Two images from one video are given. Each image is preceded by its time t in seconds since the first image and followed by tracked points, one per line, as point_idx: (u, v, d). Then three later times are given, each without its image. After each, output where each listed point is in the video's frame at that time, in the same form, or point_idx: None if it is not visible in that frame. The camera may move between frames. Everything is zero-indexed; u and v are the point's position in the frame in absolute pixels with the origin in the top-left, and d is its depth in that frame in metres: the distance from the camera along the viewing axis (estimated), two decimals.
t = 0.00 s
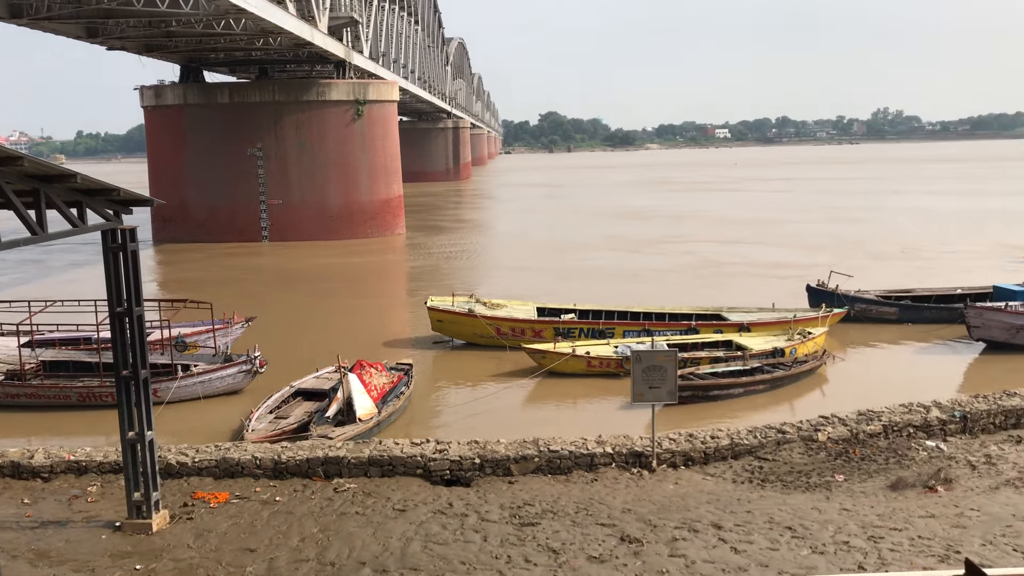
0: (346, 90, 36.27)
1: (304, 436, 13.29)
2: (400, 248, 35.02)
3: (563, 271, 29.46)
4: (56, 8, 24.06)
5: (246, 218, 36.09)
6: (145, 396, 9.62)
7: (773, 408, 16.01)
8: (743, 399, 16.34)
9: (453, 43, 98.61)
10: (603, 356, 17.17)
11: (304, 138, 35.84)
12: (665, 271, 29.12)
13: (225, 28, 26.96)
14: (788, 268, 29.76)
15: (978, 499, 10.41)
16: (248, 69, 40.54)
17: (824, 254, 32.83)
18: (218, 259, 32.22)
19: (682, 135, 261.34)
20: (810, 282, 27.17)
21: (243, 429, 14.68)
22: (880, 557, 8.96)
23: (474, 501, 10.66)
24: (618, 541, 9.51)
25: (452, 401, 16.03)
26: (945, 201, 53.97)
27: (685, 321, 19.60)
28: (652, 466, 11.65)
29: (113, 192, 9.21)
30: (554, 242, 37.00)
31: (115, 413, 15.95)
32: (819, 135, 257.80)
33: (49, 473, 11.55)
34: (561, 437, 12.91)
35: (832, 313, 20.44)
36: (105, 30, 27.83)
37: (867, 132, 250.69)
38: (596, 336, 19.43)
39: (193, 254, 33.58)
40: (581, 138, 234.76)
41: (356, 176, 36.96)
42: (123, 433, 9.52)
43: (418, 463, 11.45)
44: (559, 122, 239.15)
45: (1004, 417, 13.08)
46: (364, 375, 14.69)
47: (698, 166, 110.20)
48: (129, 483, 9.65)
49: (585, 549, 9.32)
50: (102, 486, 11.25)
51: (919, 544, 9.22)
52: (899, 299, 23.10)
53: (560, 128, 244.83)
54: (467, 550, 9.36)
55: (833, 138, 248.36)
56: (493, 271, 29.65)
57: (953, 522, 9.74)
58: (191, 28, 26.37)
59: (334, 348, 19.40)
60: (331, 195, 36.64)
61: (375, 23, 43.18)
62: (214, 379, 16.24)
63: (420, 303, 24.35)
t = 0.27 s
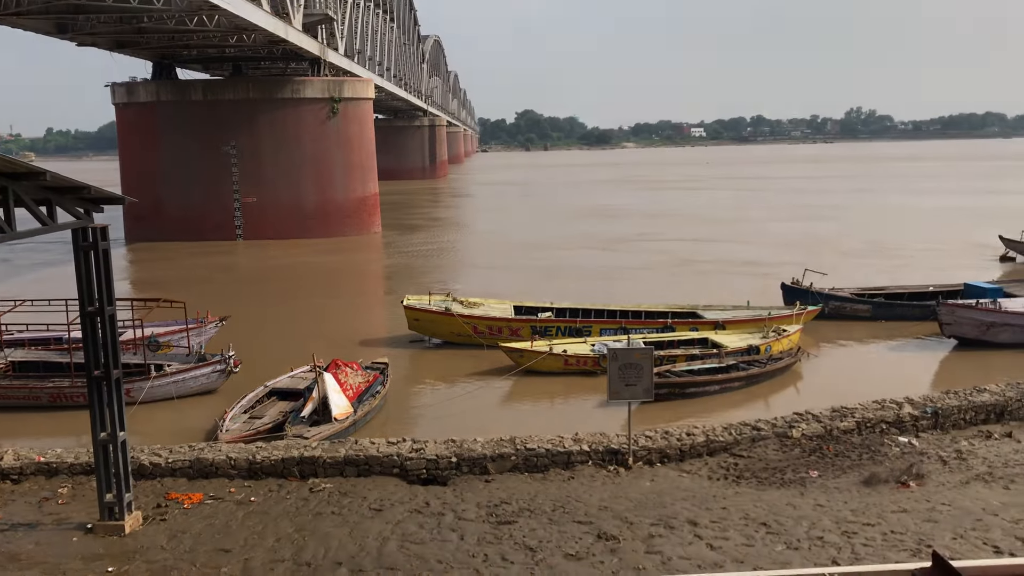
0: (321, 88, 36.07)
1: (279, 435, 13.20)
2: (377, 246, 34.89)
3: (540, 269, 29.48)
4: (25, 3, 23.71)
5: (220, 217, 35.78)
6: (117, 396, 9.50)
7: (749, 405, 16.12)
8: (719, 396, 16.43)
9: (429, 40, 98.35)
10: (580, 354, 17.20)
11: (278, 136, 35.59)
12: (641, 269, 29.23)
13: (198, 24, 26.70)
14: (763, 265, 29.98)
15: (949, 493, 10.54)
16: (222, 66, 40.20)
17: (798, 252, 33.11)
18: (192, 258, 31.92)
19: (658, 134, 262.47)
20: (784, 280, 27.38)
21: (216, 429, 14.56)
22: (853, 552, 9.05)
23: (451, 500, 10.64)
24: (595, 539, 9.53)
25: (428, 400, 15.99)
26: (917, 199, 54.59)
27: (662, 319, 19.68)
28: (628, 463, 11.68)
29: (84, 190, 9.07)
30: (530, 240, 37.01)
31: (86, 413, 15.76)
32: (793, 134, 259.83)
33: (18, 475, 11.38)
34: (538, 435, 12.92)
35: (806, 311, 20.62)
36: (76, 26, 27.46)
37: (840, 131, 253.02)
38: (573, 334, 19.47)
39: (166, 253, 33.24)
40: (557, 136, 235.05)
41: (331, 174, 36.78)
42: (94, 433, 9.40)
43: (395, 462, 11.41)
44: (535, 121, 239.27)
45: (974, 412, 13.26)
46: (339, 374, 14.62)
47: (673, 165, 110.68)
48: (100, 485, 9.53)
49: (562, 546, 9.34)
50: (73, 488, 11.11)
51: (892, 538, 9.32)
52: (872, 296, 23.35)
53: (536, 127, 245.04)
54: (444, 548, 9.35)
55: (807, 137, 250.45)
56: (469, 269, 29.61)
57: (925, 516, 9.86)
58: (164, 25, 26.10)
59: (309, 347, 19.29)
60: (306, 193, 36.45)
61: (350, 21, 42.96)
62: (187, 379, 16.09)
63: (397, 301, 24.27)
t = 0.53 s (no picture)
0: (304, 89, 35.96)
1: (263, 438, 13.14)
2: (361, 248, 34.80)
3: (524, 270, 29.51)
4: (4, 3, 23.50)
5: (203, 218, 35.58)
6: (98, 400, 9.43)
7: (733, 405, 16.19)
8: (703, 397, 16.48)
9: (412, 42, 98.24)
10: (565, 356, 17.22)
11: (261, 137, 35.42)
12: (625, 270, 29.31)
13: (179, 25, 26.55)
14: (746, 266, 30.12)
15: (931, 492, 10.63)
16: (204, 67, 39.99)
17: (781, 253, 33.30)
18: (174, 260, 31.72)
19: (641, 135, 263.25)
20: (767, 281, 27.52)
21: (199, 432, 14.48)
22: (836, 552, 9.10)
23: (436, 502, 10.62)
24: (579, 540, 9.54)
25: (413, 402, 15.97)
26: (898, 201, 55.03)
27: (646, 320, 19.74)
28: (612, 464, 11.70)
29: (64, 192, 8.99)
30: (515, 242, 37.01)
31: (67, 417, 15.62)
32: (775, 135, 261.27)
33: None
34: (522, 437, 12.92)
35: (789, 311, 20.72)
36: (55, 26, 27.23)
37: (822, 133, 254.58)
38: (557, 335, 19.48)
39: (148, 255, 33.02)
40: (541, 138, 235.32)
41: (314, 175, 36.66)
42: (75, 437, 9.32)
43: (379, 465, 11.38)
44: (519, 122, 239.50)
45: (955, 412, 13.38)
46: (322, 376, 14.57)
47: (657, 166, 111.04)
48: (82, 489, 9.44)
49: (547, 548, 9.34)
50: (54, 492, 11.01)
51: (874, 538, 9.39)
52: (855, 297, 23.50)
53: (520, 128, 245.19)
54: (429, 551, 9.33)
55: (789, 138, 251.96)
56: (453, 271, 29.59)
57: (907, 515, 9.94)
58: (145, 25, 25.94)
59: (293, 349, 19.22)
60: (289, 194, 36.32)
61: (333, 22, 42.86)
62: (170, 382, 15.98)
63: (381, 303, 24.22)
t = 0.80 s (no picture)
0: (294, 92, 35.91)
1: (252, 442, 13.09)
2: (350, 251, 34.74)
3: (513, 274, 29.51)
4: None
5: (191, 221, 35.46)
6: (85, 404, 9.37)
7: (722, 408, 16.23)
8: (692, 400, 16.51)
9: (401, 45, 98.23)
10: (555, 359, 17.22)
11: (251, 140, 35.33)
12: (615, 273, 29.36)
13: (168, 28, 26.44)
14: (735, 270, 30.21)
15: (919, 494, 10.67)
16: (192, 70, 39.88)
17: (769, 256, 33.42)
18: (162, 264, 31.60)
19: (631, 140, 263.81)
20: (756, 284, 27.62)
21: (187, 437, 14.42)
22: (825, 554, 9.13)
23: (426, 506, 10.60)
24: (569, 544, 9.54)
25: (403, 406, 15.93)
26: (886, 204, 55.32)
27: (635, 323, 19.76)
28: (602, 468, 11.70)
29: (51, 195, 8.93)
30: (504, 245, 37.02)
31: (54, 421, 15.52)
32: (763, 139, 262.35)
33: None
34: (512, 440, 12.90)
35: (778, 315, 20.79)
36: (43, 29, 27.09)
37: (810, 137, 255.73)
38: (547, 339, 19.48)
39: (136, 258, 32.88)
40: (531, 141, 235.69)
41: (304, 179, 36.60)
42: (63, 441, 9.26)
43: (369, 469, 11.34)
44: (508, 126, 239.74)
45: (943, 415, 13.45)
46: (311, 380, 14.53)
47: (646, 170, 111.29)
48: (69, 494, 9.37)
49: (537, 551, 9.33)
50: (40, 497, 10.93)
51: (863, 540, 9.42)
52: (843, 300, 23.60)
53: (510, 131, 245.49)
54: (418, 555, 9.31)
55: (778, 141, 252.98)
56: (443, 274, 29.57)
57: (895, 517, 9.98)
58: (132, 28, 25.83)
59: (282, 353, 19.17)
60: (278, 198, 36.26)
61: (322, 25, 42.78)
62: (158, 386, 15.90)
63: (370, 307, 24.18)
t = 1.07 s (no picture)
0: (288, 91, 35.88)
1: (246, 440, 13.09)
2: (345, 250, 34.72)
3: (508, 273, 29.53)
4: None
5: (186, 219, 35.40)
6: (79, 402, 9.36)
7: (716, 407, 16.27)
8: (686, 398, 16.55)
9: (397, 44, 98.14)
10: (549, 358, 17.25)
11: (245, 138, 35.27)
12: (610, 272, 29.39)
13: (162, 26, 26.40)
14: (729, 269, 30.28)
15: (911, 493, 10.73)
16: (187, 68, 39.81)
17: (763, 256, 33.51)
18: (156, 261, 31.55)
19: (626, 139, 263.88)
20: (750, 283, 27.68)
21: (181, 434, 14.42)
22: (818, 552, 9.17)
23: (420, 504, 10.62)
24: (563, 541, 9.57)
25: (398, 404, 15.94)
26: (880, 204, 55.47)
27: (630, 322, 19.79)
28: (596, 466, 11.73)
29: (45, 192, 8.92)
30: (499, 244, 37.03)
31: (48, 419, 15.51)
32: (758, 139, 262.78)
33: None
34: (507, 438, 12.92)
35: (772, 314, 20.84)
36: (37, 26, 27.02)
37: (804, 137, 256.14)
38: (542, 338, 19.51)
39: (130, 256, 32.82)
40: (526, 141, 235.66)
41: (299, 177, 36.57)
42: (57, 439, 9.25)
43: (363, 467, 11.36)
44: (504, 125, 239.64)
45: (935, 413, 13.51)
46: (306, 378, 14.54)
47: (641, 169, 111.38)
48: (63, 491, 9.37)
49: (530, 549, 9.36)
50: (34, 495, 10.92)
51: (855, 538, 9.47)
52: (837, 299, 23.66)
53: (505, 130, 245.52)
54: (412, 553, 9.33)
55: (772, 141, 253.19)
56: (438, 273, 29.58)
57: (887, 515, 10.03)
58: (127, 26, 25.79)
59: (277, 351, 19.17)
60: (273, 196, 36.22)
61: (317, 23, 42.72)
62: (153, 383, 15.89)
63: (364, 305, 24.18)
